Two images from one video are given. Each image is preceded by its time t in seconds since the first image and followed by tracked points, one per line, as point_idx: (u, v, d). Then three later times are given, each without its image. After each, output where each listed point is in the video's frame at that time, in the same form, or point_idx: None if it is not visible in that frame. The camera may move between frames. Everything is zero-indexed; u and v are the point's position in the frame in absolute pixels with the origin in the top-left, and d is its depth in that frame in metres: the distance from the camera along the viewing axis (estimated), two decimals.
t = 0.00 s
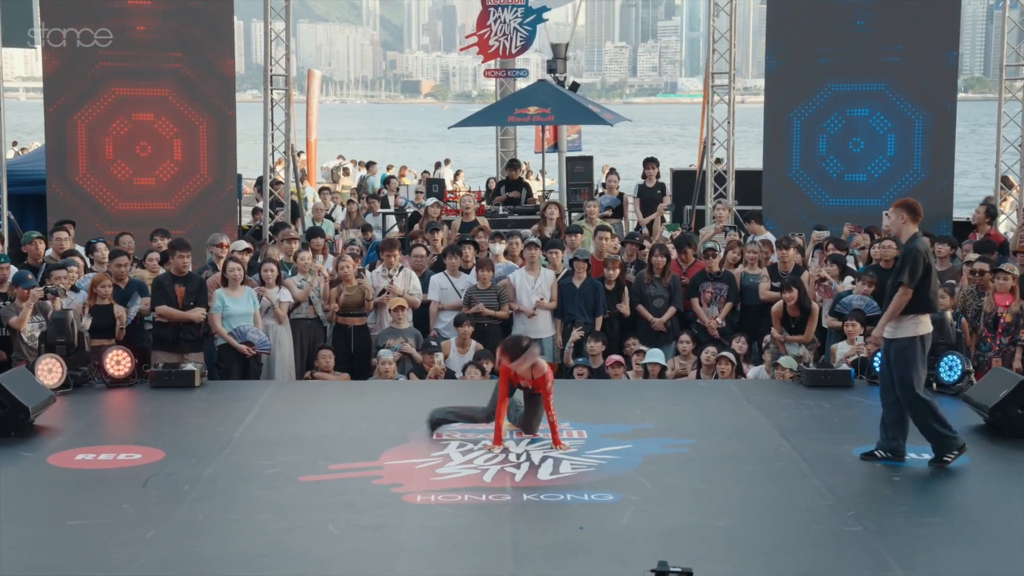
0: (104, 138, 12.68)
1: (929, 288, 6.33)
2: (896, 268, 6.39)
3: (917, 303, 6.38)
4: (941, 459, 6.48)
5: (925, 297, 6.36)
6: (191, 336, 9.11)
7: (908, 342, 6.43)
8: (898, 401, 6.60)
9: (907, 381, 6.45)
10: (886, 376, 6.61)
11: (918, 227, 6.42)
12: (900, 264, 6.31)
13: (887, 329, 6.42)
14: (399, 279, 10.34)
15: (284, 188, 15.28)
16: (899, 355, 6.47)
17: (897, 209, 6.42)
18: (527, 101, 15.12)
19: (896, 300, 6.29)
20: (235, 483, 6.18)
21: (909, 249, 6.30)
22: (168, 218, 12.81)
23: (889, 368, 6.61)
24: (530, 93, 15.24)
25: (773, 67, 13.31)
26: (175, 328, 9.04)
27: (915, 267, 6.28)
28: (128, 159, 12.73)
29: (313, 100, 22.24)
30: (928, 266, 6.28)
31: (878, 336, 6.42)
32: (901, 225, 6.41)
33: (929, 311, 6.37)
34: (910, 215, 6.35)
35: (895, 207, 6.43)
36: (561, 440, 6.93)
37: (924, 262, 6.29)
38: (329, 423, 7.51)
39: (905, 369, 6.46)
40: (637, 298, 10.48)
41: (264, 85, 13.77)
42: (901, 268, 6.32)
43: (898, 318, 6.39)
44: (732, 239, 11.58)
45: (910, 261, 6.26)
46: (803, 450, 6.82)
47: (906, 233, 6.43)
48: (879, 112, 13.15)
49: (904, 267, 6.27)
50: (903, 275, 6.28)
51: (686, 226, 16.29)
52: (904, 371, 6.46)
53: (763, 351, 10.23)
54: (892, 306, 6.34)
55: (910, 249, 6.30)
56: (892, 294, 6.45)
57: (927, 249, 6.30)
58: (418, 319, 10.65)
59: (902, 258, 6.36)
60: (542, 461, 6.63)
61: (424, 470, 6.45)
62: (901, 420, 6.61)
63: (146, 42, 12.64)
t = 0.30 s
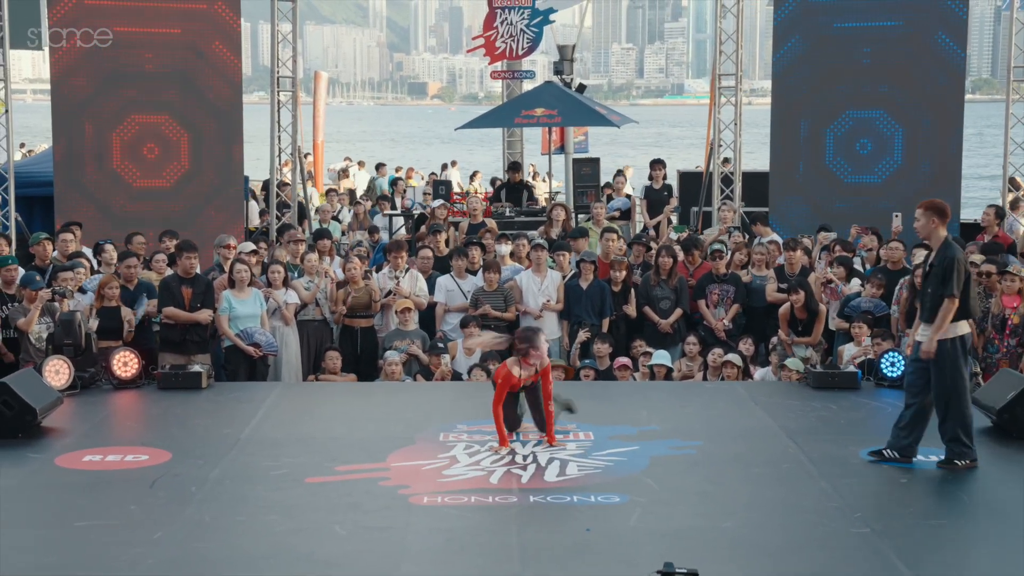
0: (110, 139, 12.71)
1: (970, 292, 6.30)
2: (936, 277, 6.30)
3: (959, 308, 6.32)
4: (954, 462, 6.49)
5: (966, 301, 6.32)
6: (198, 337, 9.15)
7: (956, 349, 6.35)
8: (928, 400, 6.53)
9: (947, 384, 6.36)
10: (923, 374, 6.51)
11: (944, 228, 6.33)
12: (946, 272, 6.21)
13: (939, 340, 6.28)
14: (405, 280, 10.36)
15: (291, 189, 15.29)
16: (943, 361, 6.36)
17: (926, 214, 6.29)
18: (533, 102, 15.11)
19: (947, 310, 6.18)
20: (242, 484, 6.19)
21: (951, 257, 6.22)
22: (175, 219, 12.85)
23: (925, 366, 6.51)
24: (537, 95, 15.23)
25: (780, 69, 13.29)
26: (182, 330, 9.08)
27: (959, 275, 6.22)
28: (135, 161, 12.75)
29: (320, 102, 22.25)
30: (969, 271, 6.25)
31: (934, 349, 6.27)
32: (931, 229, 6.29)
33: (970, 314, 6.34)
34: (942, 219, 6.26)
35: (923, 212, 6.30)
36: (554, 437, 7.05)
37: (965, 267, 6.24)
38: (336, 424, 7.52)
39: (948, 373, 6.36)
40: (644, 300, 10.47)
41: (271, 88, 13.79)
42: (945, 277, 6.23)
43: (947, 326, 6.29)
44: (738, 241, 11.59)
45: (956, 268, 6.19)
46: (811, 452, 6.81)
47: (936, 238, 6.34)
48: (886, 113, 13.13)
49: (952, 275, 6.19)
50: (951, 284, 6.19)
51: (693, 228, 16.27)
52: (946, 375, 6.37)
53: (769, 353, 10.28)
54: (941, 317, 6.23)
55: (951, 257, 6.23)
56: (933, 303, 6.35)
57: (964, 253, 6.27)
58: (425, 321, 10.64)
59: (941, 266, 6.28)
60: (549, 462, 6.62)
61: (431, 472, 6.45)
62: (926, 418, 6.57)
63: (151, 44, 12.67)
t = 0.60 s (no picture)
0: (112, 140, 12.71)
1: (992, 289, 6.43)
2: (964, 279, 6.36)
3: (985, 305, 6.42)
4: (954, 462, 6.48)
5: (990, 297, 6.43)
6: (199, 338, 9.15)
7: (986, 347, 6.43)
8: (944, 397, 6.59)
9: (959, 381, 6.40)
10: (940, 370, 6.58)
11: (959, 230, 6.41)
12: (980, 272, 6.28)
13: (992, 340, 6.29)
14: (406, 280, 10.39)
15: (292, 190, 15.29)
16: (962, 359, 6.39)
17: (944, 218, 6.32)
18: (535, 103, 15.11)
19: (992, 309, 6.24)
20: (243, 484, 6.19)
21: (976, 257, 6.31)
22: (176, 220, 12.85)
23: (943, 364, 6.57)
24: (539, 95, 15.23)
25: (782, 69, 13.28)
26: (184, 330, 9.09)
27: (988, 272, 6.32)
28: (136, 162, 12.76)
29: (321, 102, 22.26)
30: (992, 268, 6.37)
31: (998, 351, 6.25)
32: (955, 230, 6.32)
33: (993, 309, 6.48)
34: (960, 220, 6.32)
35: (943, 215, 6.31)
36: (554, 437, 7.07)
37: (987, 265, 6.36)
38: (337, 425, 7.52)
39: (961, 369, 6.40)
40: (646, 300, 10.46)
41: (272, 88, 13.79)
42: (976, 278, 6.29)
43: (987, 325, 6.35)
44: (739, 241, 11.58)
45: (985, 268, 6.28)
46: (812, 452, 6.81)
47: (954, 239, 6.40)
48: (887, 114, 13.13)
49: (983, 275, 6.28)
50: (985, 284, 6.27)
51: (695, 228, 16.26)
52: (959, 371, 6.41)
53: (771, 354, 10.23)
54: (987, 316, 6.27)
55: (977, 257, 6.32)
56: (960, 305, 6.41)
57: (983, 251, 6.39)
58: (426, 321, 10.62)
59: (965, 266, 6.37)
60: (550, 463, 6.62)
61: (432, 472, 6.45)
62: (942, 416, 6.62)
63: (152, 44, 12.68)
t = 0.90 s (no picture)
0: (113, 140, 12.72)
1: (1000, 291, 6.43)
2: (974, 278, 6.35)
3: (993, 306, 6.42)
4: (955, 462, 6.48)
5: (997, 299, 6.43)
6: (200, 337, 9.17)
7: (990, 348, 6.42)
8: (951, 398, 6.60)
9: (960, 381, 6.41)
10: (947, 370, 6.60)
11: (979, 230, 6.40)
12: (990, 272, 6.27)
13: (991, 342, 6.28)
14: (407, 281, 10.38)
15: (294, 190, 15.28)
16: (964, 360, 6.39)
17: (964, 217, 6.33)
18: (536, 103, 15.10)
19: (996, 310, 6.23)
20: (244, 484, 6.19)
21: (989, 258, 6.30)
22: (178, 219, 12.86)
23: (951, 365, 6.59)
24: (540, 95, 15.22)
25: (783, 69, 13.27)
26: (185, 330, 9.11)
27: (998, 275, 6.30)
28: (138, 161, 12.76)
29: (323, 102, 22.26)
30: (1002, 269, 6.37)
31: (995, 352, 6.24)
32: (969, 231, 6.34)
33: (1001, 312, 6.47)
34: (979, 221, 6.32)
35: (961, 214, 6.32)
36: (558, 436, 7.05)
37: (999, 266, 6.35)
38: (338, 425, 7.52)
39: (964, 369, 6.40)
40: (647, 300, 10.45)
41: (273, 88, 13.79)
42: (986, 277, 6.29)
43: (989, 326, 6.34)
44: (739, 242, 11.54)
45: (996, 269, 6.28)
46: (813, 453, 6.80)
47: (970, 238, 6.40)
48: (888, 114, 13.12)
49: (993, 275, 6.27)
50: (993, 284, 6.26)
51: (695, 228, 16.27)
52: (961, 371, 6.41)
53: (772, 354, 10.26)
54: (989, 316, 6.26)
55: (990, 259, 6.31)
56: (968, 303, 6.40)
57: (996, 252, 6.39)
58: (426, 321, 10.60)
59: (976, 266, 6.36)
60: (551, 463, 6.62)
61: (433, 472, 6.45)
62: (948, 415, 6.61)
63: (153, 43, 12.68)
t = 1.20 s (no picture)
0: (114, 140, 12.72)
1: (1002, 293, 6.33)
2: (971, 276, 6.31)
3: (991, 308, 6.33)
4: (954, 461, 6.49)
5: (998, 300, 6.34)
6: (202, 338, 9.19)
7: (987, 347, 6.38)
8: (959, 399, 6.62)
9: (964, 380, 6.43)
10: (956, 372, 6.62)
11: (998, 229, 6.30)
12: (983, 272, 6.22)
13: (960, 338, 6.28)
14: (408, 281, 10.37)
15: (295, 190, 15.27)
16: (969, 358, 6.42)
17: (979, 216, 6.28)
18: (537, 103, 15.08)
19: (975, 310, 6.19)
20: (245, 484, 6.18)
21: (991, 257, 6.23)
22: (178, 220, 12.86)
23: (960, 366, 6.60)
24: (541, 95, 15.21)
25: (784, 69, 13.27)
26: (186, 330, 9.13)
27: (993, 276, 6.21)
28: (138, 161, 12.76)
29: (324, 102, 22.24)
30: (1004, 271, 6.28)
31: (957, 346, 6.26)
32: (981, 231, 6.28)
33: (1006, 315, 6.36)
34: (995, 221, 6.25)
35: (978, 214, 6.27)
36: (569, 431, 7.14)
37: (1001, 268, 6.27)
38: (339, 425, 7.52)
39: (969, 368, 6.41)
40: (648, 300, 10.44)
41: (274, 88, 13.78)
42: (979, 276, 6.24)
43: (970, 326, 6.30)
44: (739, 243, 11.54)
45: (990, 269, 6.21)
46: (814, 453, 6.80)
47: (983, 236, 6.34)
48: (889, 114, 13.12)
49: (987, 275, 6.21)
50: (984, 284, 6.20)
51: (696, 229, 16.27)
52: (966, 370, 6.42)
53: (773, 354, 10.26)
54: (967, 315, 6.22)
55: (991, 258, 6.23)
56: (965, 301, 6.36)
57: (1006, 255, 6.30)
58: (428, 322, 10.59)
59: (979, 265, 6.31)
60: (553, 463, 6.62)
61: (434, 472, 6.45)
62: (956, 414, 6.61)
63: (154, 44, 12.69)
